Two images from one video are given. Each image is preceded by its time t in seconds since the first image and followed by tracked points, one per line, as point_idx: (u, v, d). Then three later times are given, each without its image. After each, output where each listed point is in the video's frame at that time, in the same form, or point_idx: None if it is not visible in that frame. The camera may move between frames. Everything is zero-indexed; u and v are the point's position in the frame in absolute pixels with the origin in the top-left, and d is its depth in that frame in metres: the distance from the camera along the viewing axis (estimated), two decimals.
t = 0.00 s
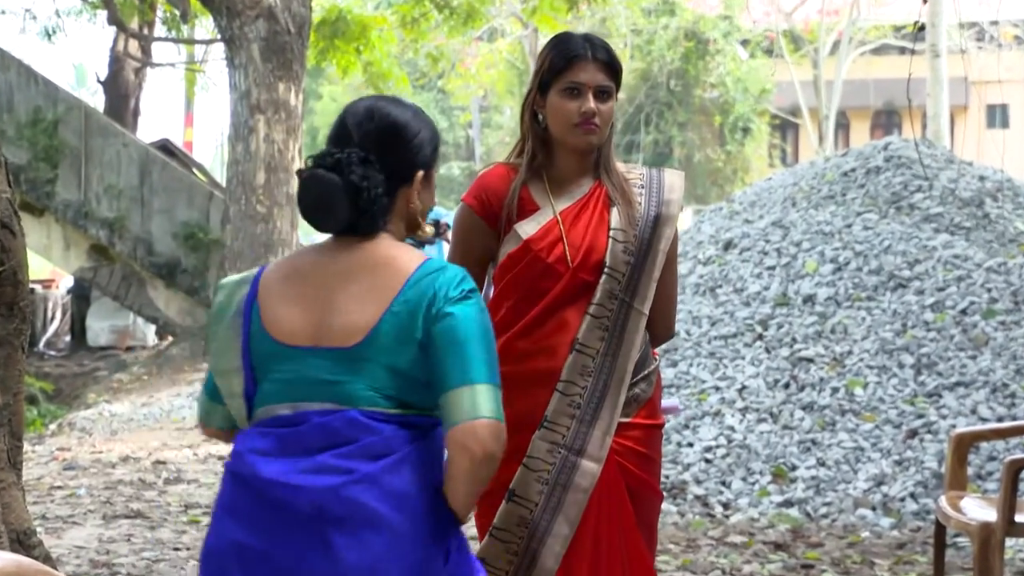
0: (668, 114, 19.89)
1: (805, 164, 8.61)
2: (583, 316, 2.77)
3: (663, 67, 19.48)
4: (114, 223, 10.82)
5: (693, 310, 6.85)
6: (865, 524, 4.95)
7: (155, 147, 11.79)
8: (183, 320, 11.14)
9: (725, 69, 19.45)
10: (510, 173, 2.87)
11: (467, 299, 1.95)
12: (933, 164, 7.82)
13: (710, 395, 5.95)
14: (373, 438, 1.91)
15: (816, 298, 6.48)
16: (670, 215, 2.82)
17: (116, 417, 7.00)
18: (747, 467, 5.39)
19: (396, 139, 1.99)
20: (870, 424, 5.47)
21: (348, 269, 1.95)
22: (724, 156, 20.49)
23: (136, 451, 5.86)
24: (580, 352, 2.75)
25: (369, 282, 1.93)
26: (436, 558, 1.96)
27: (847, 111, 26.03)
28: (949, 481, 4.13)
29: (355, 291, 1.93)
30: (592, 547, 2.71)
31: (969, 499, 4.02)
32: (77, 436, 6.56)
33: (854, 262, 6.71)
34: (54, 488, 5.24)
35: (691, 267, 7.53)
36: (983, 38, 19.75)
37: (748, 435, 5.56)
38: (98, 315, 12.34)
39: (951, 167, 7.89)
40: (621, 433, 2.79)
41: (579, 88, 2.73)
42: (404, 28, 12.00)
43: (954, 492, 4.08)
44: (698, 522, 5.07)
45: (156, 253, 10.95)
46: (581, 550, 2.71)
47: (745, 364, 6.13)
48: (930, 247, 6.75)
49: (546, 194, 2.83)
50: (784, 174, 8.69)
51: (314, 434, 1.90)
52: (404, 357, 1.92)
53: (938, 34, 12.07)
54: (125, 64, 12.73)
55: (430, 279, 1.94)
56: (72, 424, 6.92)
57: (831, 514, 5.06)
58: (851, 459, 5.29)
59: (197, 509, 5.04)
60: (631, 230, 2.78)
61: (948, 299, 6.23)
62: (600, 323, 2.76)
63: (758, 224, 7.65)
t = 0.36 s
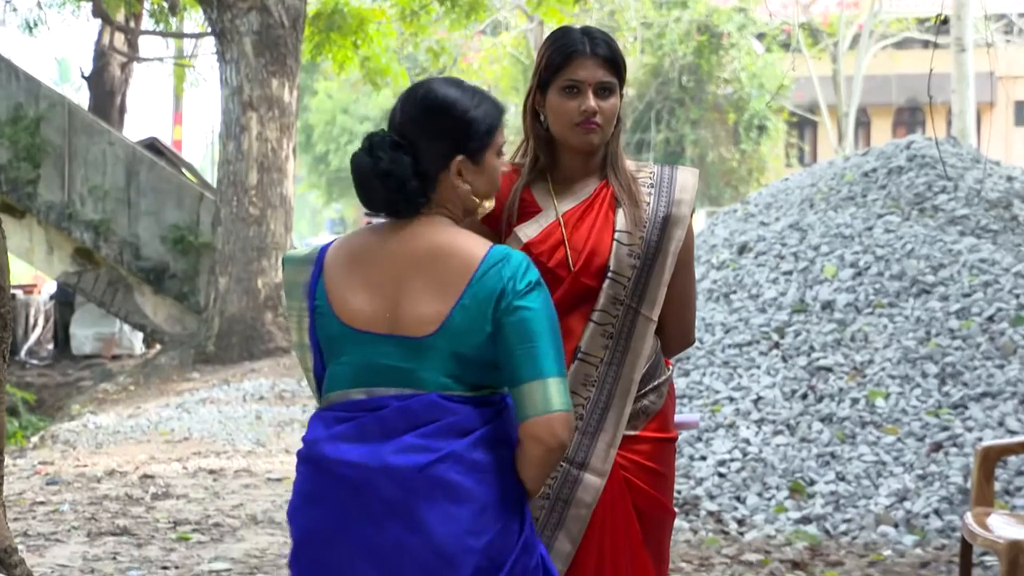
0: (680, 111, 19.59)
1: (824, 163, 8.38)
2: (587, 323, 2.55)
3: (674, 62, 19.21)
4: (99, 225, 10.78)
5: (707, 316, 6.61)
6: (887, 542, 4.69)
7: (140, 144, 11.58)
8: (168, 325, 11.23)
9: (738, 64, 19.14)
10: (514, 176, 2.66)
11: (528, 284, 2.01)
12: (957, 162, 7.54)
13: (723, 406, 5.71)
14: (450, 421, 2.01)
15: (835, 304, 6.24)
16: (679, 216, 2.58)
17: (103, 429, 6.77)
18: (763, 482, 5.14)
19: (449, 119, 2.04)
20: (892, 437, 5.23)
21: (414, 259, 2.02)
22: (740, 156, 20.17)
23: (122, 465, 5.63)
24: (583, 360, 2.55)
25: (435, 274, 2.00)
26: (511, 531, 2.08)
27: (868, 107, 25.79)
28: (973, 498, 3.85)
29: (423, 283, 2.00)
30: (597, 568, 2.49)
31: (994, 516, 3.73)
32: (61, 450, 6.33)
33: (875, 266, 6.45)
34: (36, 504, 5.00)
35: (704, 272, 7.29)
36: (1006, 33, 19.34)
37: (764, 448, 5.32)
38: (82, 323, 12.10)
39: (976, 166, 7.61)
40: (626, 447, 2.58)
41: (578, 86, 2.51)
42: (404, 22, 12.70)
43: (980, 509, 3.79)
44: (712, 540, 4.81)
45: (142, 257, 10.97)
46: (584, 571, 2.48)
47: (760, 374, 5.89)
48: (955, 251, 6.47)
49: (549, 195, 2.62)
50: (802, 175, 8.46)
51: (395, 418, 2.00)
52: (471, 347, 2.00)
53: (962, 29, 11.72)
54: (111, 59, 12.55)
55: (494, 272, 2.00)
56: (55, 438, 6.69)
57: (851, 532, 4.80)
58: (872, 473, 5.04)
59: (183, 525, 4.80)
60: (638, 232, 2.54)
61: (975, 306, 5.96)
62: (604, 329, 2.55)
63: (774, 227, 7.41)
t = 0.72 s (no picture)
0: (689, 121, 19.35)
1: (837, 176, 8.21)
2: (593, 340, 2.54)
3: (683, 70, 19.04)
4: (87, 240, 10.71)
5: (717, 334, 6.44)
6: (904, 568, 4.49)
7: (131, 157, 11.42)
8: (159, 342, 11.03)
9: (749, 73, 18.97)
10: (516, 187, 2.66)
11: (440, 256, 2.14)
12: (974, 175, 7.35)
13: (733, 427, 5.53)
14: (377, 396, 2.21)
15: (849, 322, 6.07)
16: (688, 228, 2.59)
17: (90, 450, 6.59)
18: (774, 506, 4.96)
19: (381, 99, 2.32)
20: (908, 459, 5.06)
21: (353, 234, 2.24)
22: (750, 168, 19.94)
23: (110, 488, 5.47)
24: (589, 378, 2.54)
25: (361, 251, 2.21)
26: (464, 511, 2.22)
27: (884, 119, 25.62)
28: (993, 523, 3.61)
29: (358, 260, 2.21)
30: None
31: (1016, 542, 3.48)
32: (47, 471, 6.16)
33: (891, 282, 6.28)
34: (21, 529, 4.82)
35: (714, 287, 7.12)
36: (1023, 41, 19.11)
37: (775, 471, 5.14)
38: (69, 341, 11.91)
39: (994, 179, 7.43)
40: (634, 470, 2.57)
41: (578, 95, 2.51)
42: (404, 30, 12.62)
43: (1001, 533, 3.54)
44: (722, 565, 4.63)
45: (132, 272, 10.83)
46: None
47: (772, 393, 5.71)
48: (974, 267, 6.31)
49: (551, 205, 2.62)
50: (814, 188, 8.29)
51: (352, 391, 2.24)
52: (389, 318, 2.18)
53: (981, 35, 11.43)
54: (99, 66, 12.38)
55: (405, 244, 2.16)
56: (41, 460, 6.52)
57: (865, 557, 4.61)
58: (887, 497, 4.87)
59: (171, 550, 4.61)
60: (645, 246, 2.55)
61: (994, 323, 5.79)
62: (610, 346, 2.55)
63: (786, 242, 7.24)
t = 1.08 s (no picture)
0: (700, 123, 19.10)
1: (855, 180, 8.01)
2: (605, 352, 2.60)
3: (694, 69, 18.81)
4: (73, 246, 10.54)
5: (729, 345, 6.24)
6: None
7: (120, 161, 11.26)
8: (148, 353, 10.91)
9: (763, 72, 18.75)
10: (511, 195, 2.70)
11: (379, 249, 2.22)
12: (998, 178, 7.09)
13: (747, 441, 5.34)
14: (328, 388, 2.34)
15: (868, 332, 5.87)
16: (693, 231, 2.66)
17: (77, 465, 6.42)
18: (790, 524, 4.76)
19: (392, 84, 2.36)
20: (931, 475, 4.85)
21: (328, 223, 2.36)
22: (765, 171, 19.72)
23: (97, 504, 5.31)
24: (603, 391, 2.58)
25: (326, 239, 2.32)
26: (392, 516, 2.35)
27: (904, 120, 25.42)
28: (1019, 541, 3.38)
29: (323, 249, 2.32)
30: None
31: None
32: (32, 487, 6.00)
33: (911, 291, 6.07)
34: (3, 548, 4.63)
35: (727, 296, 6.93)
36: None
37: (791, 487, 4.95)
38: (55, 350, 11.77)
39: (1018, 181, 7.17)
40: (649, 486, 2.65)
41: (560, 97, 2.57)
42: (403, 26, 12.46)
43: None
44: None
45: (120, 280, 10.67)
46: None
47: (788, 407, 5.50)
48: (999, 275, 6.06)
49: (548, 211, 2.67)
50: (831, 192, 8.09)
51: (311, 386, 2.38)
52: (336, 311, 2.28)
53: (1000, 32, 11.17)
54: (86, 65, 12.21)
55: (358, 236, 2.25)
56: (25, 475, 6.34)
57: None
58: (908, 515, 4.66)
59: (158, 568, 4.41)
60: (654, 252, 2.62)
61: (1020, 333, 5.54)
62: (624, 357, 2.60)
63: (802, 248, 7.04)
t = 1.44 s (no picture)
0: (714, 123, 18.88)
1: (873, 181, 7.90)
2: (606, 358, 2.53)
3: (707, 68, 18.65)
4: (73, 248, 10.45)
5: (744, 350, 6.13)
6: None
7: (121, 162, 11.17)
8: (149, 358, 10.80)
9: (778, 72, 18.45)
10: (493, 209, 2.64)
11: (360, 248, 2.21)
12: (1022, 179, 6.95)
13: (762, 449, 5.23)
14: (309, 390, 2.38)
15: (886, 337, 5.75)
16: (685, 224, 2.59)
17: (75, 472, 6.34)
18: (807, 533, 4.64)
19: (397, 86, 2.36)
20: (950, 483, 4.74)
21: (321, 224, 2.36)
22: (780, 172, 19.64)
23: (98, 513, 5.25)
24: (607, 399, 2.51)
25: (318, 239, 2.32)
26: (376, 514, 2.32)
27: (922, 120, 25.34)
28: None
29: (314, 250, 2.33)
30: None
31: None
32: (30, 495, 5.94)
33: (931, 295, 5.95)
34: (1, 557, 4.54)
35: (741, 300, 6.82)
36: None
37: (807, 495, 4.84)
38: (54, 355, 11.69)
39: None
40: (659, 495, 2.58)
41: (530, 105, 2.52)
42: (409, 24, 12.41)
43: None
44: None
45: (120, 283, 10.59)
46: None
47: (804, 414, 5.39)
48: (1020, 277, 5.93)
49: (532, 219, 2.61)
50: (848, 195, 7.98)
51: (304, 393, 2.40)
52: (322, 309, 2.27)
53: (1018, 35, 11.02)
54: (85, 64, 12.14)
55: (344, 235, 2.24)
56: (23, 483, 6.27)
57: None
58: (928, 524, 4.54)
59: None
60: (642, 251, 2.55)
61: None
62: (625, 363, 2.53)
63: (818, 251, 6.93)
